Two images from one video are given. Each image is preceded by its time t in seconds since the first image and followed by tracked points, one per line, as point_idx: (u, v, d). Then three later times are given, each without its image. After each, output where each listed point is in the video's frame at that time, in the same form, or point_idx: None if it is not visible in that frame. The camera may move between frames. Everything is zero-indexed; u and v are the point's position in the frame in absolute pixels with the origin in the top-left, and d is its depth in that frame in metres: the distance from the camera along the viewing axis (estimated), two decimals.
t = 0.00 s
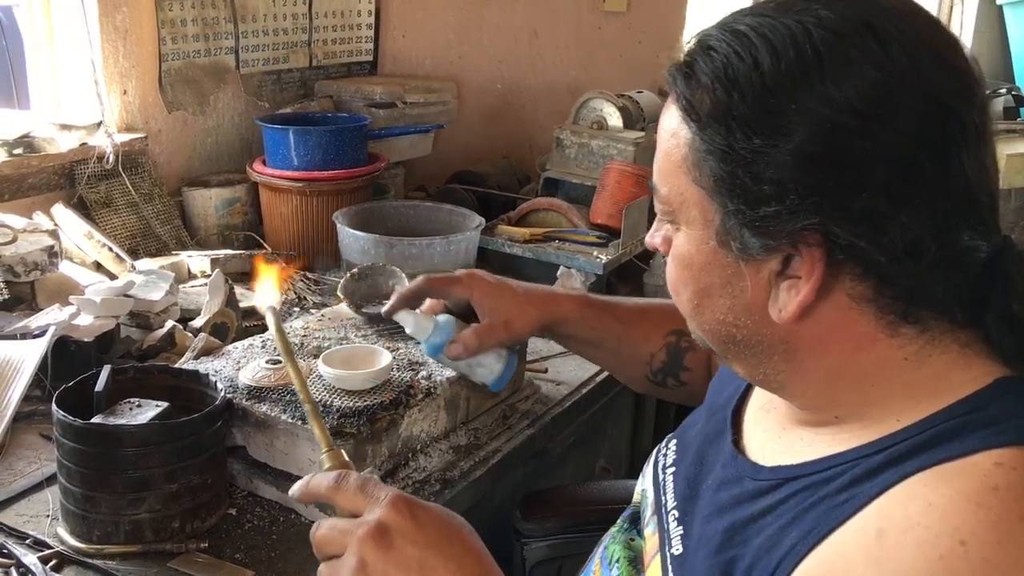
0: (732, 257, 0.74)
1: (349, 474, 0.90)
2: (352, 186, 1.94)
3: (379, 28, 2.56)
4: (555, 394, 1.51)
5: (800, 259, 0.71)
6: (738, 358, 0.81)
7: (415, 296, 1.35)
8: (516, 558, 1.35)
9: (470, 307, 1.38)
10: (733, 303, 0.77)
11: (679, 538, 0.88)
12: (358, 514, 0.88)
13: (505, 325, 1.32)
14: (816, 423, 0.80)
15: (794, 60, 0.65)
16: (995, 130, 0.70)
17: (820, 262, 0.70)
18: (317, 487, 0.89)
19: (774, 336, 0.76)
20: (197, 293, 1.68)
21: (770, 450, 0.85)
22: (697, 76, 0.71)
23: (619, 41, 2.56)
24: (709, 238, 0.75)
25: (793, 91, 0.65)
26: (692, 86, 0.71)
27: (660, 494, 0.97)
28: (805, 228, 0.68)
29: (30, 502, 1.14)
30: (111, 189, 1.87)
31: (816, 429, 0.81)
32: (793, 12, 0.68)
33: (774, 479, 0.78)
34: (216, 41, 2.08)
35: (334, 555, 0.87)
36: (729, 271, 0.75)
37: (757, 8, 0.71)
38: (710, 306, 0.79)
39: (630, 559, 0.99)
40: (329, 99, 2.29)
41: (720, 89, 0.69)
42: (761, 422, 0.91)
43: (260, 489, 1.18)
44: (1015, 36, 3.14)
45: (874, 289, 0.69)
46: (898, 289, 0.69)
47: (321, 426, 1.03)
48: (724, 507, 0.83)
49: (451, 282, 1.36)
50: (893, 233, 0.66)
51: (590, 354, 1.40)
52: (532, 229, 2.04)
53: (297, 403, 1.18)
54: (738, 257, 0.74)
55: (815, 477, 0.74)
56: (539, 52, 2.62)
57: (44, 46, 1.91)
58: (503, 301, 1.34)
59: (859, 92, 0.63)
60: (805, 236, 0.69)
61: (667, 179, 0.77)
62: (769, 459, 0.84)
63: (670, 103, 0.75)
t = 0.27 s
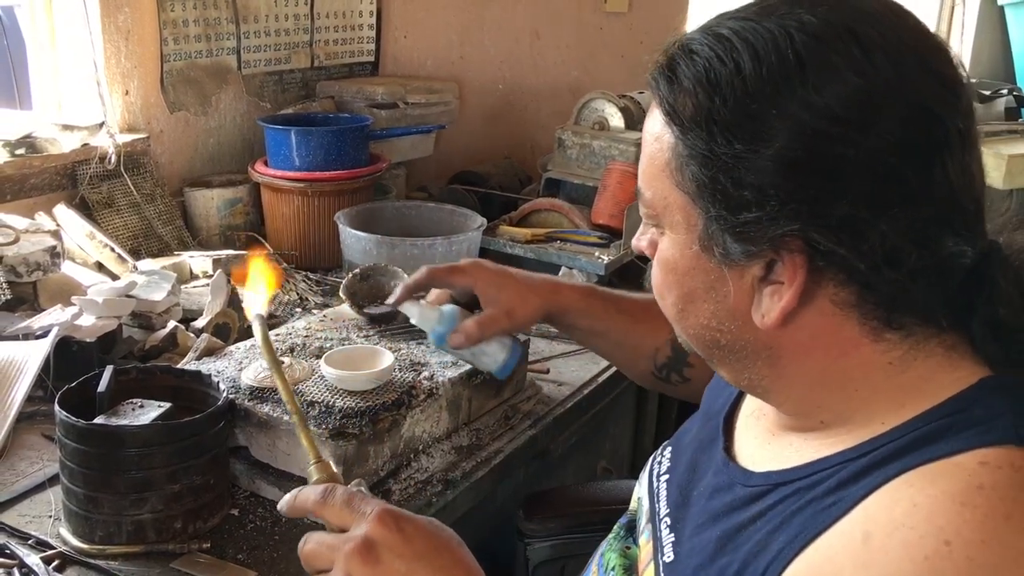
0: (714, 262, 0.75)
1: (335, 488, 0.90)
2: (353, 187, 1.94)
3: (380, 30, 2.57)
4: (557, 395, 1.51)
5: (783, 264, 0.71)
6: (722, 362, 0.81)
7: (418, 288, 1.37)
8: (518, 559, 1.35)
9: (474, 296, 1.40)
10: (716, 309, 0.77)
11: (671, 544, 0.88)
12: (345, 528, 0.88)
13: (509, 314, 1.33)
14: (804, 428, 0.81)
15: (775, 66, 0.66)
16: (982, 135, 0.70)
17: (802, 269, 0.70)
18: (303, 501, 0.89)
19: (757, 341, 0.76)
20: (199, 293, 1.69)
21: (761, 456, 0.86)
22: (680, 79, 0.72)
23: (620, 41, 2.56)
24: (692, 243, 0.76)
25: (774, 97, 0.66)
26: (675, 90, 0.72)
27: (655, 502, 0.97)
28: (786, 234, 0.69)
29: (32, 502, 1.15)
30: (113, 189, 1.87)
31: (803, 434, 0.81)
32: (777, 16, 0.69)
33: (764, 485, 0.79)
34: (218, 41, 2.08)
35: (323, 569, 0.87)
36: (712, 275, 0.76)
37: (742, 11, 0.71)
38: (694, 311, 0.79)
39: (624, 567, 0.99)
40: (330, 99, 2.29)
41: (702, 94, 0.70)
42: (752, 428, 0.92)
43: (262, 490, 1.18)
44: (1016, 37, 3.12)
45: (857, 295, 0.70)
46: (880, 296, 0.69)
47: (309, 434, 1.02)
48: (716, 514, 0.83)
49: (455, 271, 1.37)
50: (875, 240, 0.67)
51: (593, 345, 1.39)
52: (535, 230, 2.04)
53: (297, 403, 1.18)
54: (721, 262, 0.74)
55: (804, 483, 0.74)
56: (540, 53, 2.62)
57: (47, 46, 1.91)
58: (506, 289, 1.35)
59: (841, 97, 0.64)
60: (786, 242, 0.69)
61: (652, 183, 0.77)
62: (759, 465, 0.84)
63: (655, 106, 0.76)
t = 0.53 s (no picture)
0: (712, 257, 0.75)
1: (324, 496, 0.89)
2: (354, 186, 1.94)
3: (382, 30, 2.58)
4: (557, 395, 1.51)
5: (781, 261, 0.71)
6: (717, 358, 0.81)
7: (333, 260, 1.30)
8: (518, 559, 1.35)
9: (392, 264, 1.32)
10: (713, 304, 0.78)
11: (668, 546, 0.88)
12: (336, 538, 0.87)
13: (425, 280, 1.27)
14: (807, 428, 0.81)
15: (778, 60, 0.66)
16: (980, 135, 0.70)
17: (801, 266, 0.70)
18: (291, 510, 0.88)
19: (753, 337, 0.77)
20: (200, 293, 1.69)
21: (756, 455, 0.86)
22: (680, 73, 0.71)
23: (621, 41, 2.56)
24: (690, 237, 0.76)
25: (777, 92, 0.66)
26: (675, 84, 0.72)
27: (650, 501, 0.97)
28: (786, 231, 0.69)
29: (34, 502, 1.14)
30: (114, 189, 1.87)
31: (801, 433, 0.81)
32: (779, 10, 0.68)
33: (761, 485, 0.79)
34: (218, 41, 2.08)
35: None
36: (710, 271, 0.76)
37: (743, 5, 0.71)
38: (690, 305, 0.80)
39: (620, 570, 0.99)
40: (331, 99, 2.29)
41: (704, 88, 0.69)
42: (746, 427, 0.92)
43: (263, 489, 1.18)
44: (1017, 38, 3.11)
45: (855, 292, 0.70)
46: (878, 294, 0.69)
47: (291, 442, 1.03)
48: (714, 514, 0.83)
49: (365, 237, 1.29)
50: (875, 238, 0.67)
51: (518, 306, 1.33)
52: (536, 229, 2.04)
53: (298, 403, 1.18)
54: (718, 258, 0.75)
55: (801, 482, 0.74)
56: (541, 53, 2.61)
57: (47, 46, 1.91)
58: (421, 253, 1.27)
59: (844, 93, 0.64)
60: (786, 239, 0.69)
61: (650, 177, 0.77)
62: (755, 465, 0.84)
63: (654, 99, 0.76)
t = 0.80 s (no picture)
0: (701, 252, 0.75)
1: (310, 510, 0.89)
2: (354, 187, 1.94)
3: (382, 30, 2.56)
4: (557, 395, 1.51)
5: (769, 256, 0.72)
6: (706, 353, 0.82)
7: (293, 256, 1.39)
8: (517, 560, 1.35)
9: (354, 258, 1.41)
10: (700, 299, 0.78)
11: (659, 545, 0.88)
12: (324, 551, 0.87)
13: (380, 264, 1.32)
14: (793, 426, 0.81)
15: (769, 57, 0.66)
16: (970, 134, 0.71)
17: (788, 262, 0.71)
18: (277, 525, 0.88)
19: (740, 332, 0.77)
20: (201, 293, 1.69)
21: (746, 453, 0.86)
22: (671, 67, 0.72)
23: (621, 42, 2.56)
24: (679, 232, 0.76)
25: (767, 88, 0.66)
26: (666, 79, 0.72)
27: (640, 499, 0.97)
28: (773, 227, 0.69)
29: (34, 502, 1.15)
30: (115, 189, 1.87)
31: (789, 430, 0.81)
32: (770, 5, 0.68)
33: (751, 484, 0.79)
34: (219, 41, 2.08)
35: None
36: (698, 266, 0.76)
37: None
38: (678, 301, 0.80)
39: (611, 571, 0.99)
40: (331, 100, 2.29)
41: (694, 83, 0.70)
42: (735, 424, 0.92)
43: (263, 489, 1.18)
44: (1017, 39, 3.10)
45: (842, 288, 0.70)
46: (865, 290, 0.70)
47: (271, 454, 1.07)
48: (705, 514, 0.83)
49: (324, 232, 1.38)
50: (863, 235, 0.68)
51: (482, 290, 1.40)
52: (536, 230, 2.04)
53: (299, 403, 1.18)
54: (707, 253, 0.75)
55: (791, 481, 0.74)
56: (543, 53, 2.62)
57: (48, 45, 1.91)
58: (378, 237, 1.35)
59: (834, 89, 0.64)
60: (773, 235, 0.70)
61: (640, 171, 0.78)
62: (745, 463, 0.84)
63: (645, 93, 0.76)
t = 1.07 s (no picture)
0: (688, 218, 0.73)
1: (317, 509, 0.89)
2: (355, 187, 1.94)
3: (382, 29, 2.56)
4: (558, 395, 1.51)
5: (755, 221, 0.69)
6: (692, 324, 0.79)
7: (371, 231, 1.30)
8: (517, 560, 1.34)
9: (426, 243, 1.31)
10: (688, 266, 0.75)
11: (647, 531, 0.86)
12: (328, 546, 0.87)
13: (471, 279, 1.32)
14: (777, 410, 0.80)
15: (757, 25, 0.64)
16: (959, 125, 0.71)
17: (774, 223, 0.68)
18: (287, 523, 0.88)
19: (726, 301, 0.74)
20: (202, 293, 1.69)
21: (731, 436, 0.83)
22: (661, 39, 0.70)
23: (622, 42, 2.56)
24: (669, 197, 0.73)
25: (755, 55, 0.64)
26: (656, 50, 0.70)
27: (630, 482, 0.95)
28: (759, 186, 0.66)
29: (35, 501, 1.15)
30: (115, 188, 1.87)
31: (775, 407, 0.80)
32: None
33: (730, 466, 0.76)
34: (220, 41, 2.08)
35: None
36: (685, 232, 0.73)
37: None
38: (665, 269, 0.77)
39: (599, 559, 0.98)
40: (332, 100, 2.29)
41: (684, 52, 0.68)
42: (724, 406, 0.90)
43: (264, 489, 1.18)
44: (1018, 39, 3.10)
45: (826, 256, 0.68)
46: (851, 257, 0.68)
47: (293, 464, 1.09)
48: (686, 496, 0.81)
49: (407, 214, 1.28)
50: (853, 204, 0.66)
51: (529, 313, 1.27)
52: (537, 230, 2.04)
53: (300, 403, 1.18)
54: (694, 217, 0.72)
55: (771, 463, 0.72)
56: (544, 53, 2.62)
57: (50, 46, 1.91)
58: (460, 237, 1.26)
59: (821, 58, 0.63)
60: (757, 195, 0.67)
61: (630, 143, 0.75)
62: (730, 445, 0.82)
63: (636, 68, 0.74)
